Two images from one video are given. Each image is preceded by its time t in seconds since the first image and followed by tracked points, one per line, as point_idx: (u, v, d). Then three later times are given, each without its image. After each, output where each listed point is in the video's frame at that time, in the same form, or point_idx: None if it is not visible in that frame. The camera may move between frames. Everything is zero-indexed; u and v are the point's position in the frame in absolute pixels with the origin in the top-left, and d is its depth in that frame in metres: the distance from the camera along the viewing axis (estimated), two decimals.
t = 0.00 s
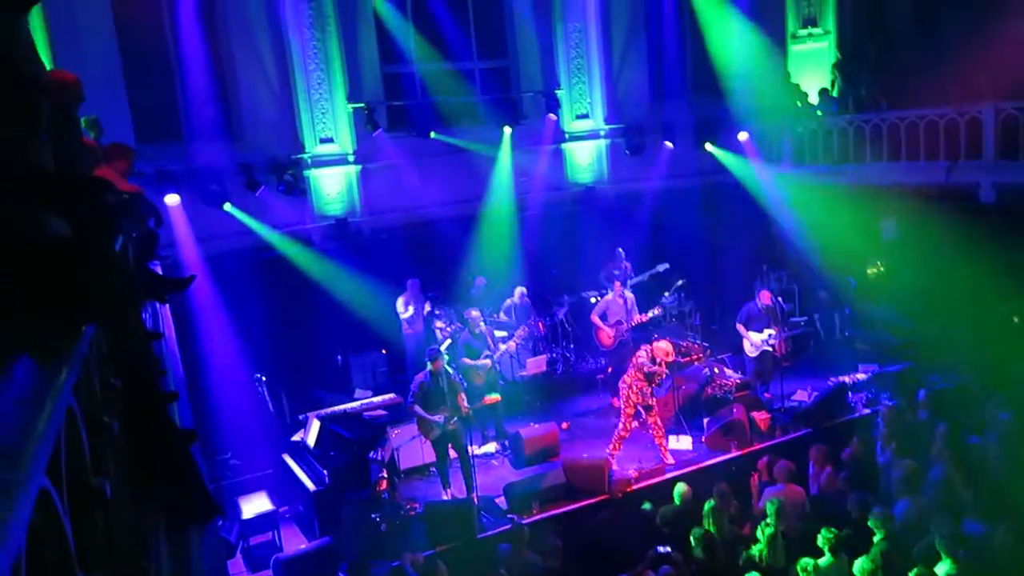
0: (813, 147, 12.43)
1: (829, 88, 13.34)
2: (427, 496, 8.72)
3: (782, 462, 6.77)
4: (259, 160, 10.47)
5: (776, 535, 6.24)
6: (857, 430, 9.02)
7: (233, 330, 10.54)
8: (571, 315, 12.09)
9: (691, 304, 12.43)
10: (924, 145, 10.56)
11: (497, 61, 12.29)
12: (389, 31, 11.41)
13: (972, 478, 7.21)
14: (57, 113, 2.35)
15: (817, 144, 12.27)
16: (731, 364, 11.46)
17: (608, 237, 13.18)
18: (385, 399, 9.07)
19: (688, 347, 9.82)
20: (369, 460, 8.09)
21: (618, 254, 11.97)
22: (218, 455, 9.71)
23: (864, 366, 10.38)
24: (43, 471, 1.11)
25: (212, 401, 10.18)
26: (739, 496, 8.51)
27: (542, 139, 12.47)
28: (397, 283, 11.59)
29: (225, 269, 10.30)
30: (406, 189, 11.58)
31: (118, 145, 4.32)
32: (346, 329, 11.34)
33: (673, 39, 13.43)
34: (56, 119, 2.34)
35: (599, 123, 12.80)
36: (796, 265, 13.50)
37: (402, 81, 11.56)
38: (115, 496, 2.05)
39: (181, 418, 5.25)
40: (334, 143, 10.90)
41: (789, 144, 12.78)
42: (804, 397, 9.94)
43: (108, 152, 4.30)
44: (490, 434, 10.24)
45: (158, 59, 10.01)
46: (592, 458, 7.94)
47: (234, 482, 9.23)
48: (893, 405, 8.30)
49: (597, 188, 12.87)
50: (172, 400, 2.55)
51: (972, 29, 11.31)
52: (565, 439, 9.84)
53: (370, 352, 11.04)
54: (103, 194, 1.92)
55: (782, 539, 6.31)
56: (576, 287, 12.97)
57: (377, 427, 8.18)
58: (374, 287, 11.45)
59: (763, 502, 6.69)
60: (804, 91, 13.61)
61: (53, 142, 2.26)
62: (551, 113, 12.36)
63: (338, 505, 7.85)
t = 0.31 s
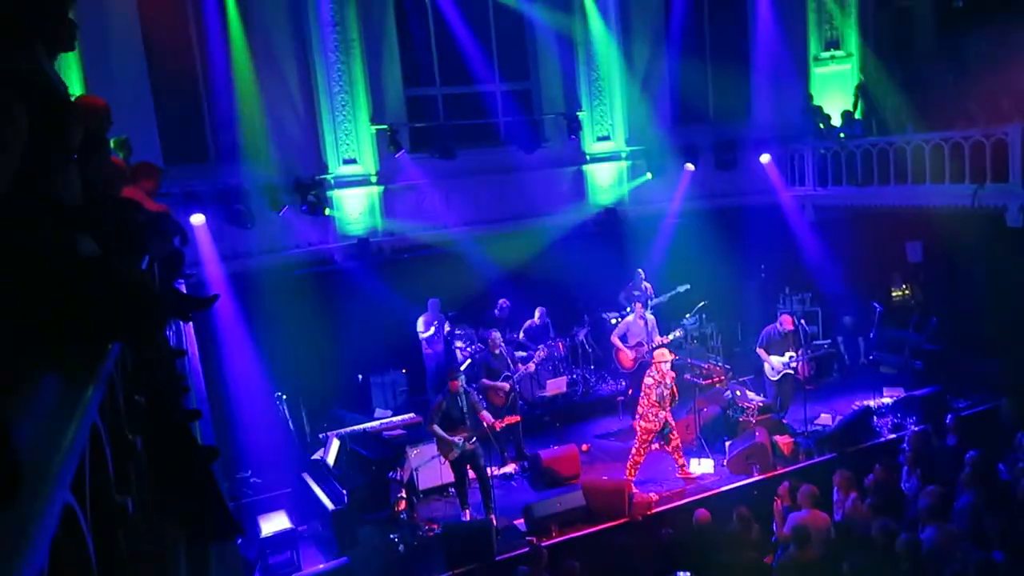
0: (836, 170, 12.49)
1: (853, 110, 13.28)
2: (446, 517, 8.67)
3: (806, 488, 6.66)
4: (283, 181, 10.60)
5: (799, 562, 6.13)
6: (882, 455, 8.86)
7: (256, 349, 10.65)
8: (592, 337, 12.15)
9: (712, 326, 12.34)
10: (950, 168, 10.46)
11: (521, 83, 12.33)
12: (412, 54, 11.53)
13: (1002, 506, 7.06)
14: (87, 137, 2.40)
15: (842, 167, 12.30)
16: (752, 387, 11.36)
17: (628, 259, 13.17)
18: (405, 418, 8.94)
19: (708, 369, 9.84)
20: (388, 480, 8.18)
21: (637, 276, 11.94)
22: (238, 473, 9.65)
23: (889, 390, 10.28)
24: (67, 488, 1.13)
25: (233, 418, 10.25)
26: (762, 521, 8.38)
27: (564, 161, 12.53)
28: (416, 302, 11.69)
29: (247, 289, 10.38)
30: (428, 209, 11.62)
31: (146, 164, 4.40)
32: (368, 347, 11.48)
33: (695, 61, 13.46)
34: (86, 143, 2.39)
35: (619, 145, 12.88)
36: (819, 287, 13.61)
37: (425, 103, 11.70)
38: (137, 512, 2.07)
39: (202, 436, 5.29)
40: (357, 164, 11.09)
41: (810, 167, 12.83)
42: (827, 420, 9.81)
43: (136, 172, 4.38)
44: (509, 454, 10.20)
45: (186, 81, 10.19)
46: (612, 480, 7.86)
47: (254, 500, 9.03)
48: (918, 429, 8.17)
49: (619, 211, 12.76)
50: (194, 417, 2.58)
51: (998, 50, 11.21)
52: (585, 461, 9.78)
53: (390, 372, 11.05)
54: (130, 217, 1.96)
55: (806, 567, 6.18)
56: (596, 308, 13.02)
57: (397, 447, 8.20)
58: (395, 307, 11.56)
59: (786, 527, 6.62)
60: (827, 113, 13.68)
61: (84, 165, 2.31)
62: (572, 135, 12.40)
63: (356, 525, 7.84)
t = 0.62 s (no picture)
0: (852, 183, 12.47)
1: (869, 122, 13.24)
2: (459, 529, 8.65)
3: (822, 502, 6.60)
4: (299, 193, 10.69)
5: None
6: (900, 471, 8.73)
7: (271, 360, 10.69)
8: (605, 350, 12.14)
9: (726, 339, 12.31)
10: (968, 180, 10.40)
11: (536, 96, 12.39)
12: (428, 67, 11.63)
13: None
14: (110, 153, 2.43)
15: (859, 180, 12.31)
16: (767, 400, 11.27)
17: (643, 271, 13.07)
18: (419, 431, 9.04)
19: (723, 383, 9.79)
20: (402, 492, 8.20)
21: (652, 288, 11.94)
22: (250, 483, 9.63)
23: (907, 405, 10.17)
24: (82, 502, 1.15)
25: (251, 425, 10.55)
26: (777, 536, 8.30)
27: (578, 173, 12.57)
28: (430, 313, 11.72)
29: (262, 300, 10.41)
30: (443, 221, 11.69)
31: (165, 177, 4.45)
32: (382, 359, 11.49)
33: (710, 74, 13.49)
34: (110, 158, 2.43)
35: (634, 157, 12.91)
36: (834, 301, 13.50)
37: (440, 116, 11.78)
38: (151, 523, 2.09)
39: (216, 446, 5.31)
40: (373, 176, 11.18)
41: (826, 180, 12.88)
42: (844, 434, 9.71)
43: (155, 185, 4.44)
44: (522, 467, 10.17)
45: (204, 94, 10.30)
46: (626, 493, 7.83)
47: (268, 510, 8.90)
48: (937, 443, 8.08)
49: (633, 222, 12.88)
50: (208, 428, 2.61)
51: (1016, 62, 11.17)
52: (598, 473, 9.73)
53: (403, 384, 11.05)
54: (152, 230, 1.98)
55: None
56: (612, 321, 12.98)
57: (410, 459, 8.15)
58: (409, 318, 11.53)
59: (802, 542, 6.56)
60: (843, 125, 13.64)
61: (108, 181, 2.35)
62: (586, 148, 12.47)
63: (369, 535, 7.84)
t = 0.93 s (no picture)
0: (872, 197, 12.41)
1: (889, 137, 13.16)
2: (474, 544, 8.62)
3: (844, 520, 6.51)
4: (318, 207, 10.74)
5: None
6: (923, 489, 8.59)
7: (289, 372, 10.76)
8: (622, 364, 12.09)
9: (745, 353, 12.23)
10: (990, 195, 10.31)
11: (553, 111, 12.41)
12: (446, 82, 11.70)
13: None
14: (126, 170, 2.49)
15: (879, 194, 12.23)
16: (787, 416, 11.17)
17: (659, 287, 13.28)
18: (435, 444, 9.01)
19: (741, 398, 10.08)
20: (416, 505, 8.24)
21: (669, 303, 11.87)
22: (268, 495, 9.70)
23: (928, 422, 10.04)
24: (104, 510, 1.16)
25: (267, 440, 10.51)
26: (797, 554, 8.19)
27: (596, 186, 12.56)
28: (447, 326, 11.74)
29: (280, 312, 10.53)
30: (461, 234, 11.73)
31: (186, 192, 4.52)
32: (398, 372, 11.49)
33: (728, 88, 13.50)
34: (127, 174, 2.49)
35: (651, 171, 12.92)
36: (854, 317, 13.41)
37: (457, 130, 11.81)
38: (169, 533, 2.10)
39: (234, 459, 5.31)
40: (390, 189, 11.25)
41: (846, 195, 12.78)
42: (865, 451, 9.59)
43: (176, 198, 4.49)
44: (538, 481, 10.11)
45: (226, 108, 10.41)
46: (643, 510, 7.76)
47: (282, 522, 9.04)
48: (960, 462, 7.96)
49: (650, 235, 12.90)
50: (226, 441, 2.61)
51: None
52: (614, 488, 9.67)
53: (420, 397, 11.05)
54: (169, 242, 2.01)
55: None
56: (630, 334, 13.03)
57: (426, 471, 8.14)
58: (426, 332, 11.55)
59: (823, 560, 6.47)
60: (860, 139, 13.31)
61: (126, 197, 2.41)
62: (604, 161, 12.48)
63: (385, 548, 7.83)
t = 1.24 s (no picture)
0: (885, 211, 12.40)
1: (903, 150, 13.10)
2: (485, 558, 8.58)
3: (858, 537, 6.43)
4: (332, 220, 10.81)
5: None
6: (940, 507, 8.46)
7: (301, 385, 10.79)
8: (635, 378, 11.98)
9: (758, 368, 12.17)
10: (1006, 209, 10.24)
11: (565, 124, 12.44)
12: (458, 95, 11.76)
13: None
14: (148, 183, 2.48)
15: (893, 209, 12.17)
16: (801, 432, 11.07)
17: (673, 301, 13.08)
18: (446, 457, 8.83)
19: (753, 413, 9.60)
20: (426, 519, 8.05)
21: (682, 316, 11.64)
22: (278, 506, 9.81)
23: (944, 438, 9.93)
24: (115, 522, 1.14)
25: (277, 451, 10.62)
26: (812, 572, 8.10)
27: (607, 202, 12.54)
28: (459, 340, 11.74)
29: (293, 325, 10.58)
30: (472, 247, 11.70)
31: (201, 205, 4.57)
32: (410, 386, 11.51)
33: (741, 102, 13.46)
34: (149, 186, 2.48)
35: (664, 185, 12.87)
36: (869, 331, 13.32)
37: (469, 144, 11.87)
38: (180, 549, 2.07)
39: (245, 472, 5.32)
40: (402, 203, 11.29)
41: (860, 208, 12.73)
42: (880, 468, 9.50)
43: (190, 211, 4.54)
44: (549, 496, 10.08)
45: (240, 123, 10.54)
46: (654, 525, 7.70)
47: (292, 536, 9.15)
48: (977, 479, 7.86)
49: (662, 248, 12.81)
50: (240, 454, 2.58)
51: None
52: (626, 503, 9.62)
53: (431, 410, 11.02)
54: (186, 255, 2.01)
55: None
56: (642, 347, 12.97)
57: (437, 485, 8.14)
58: (437, 345, 11.59)
59: None
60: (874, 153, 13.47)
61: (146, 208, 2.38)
62: (615, 175, 12.49)
63: (396, 561, 7.84)
